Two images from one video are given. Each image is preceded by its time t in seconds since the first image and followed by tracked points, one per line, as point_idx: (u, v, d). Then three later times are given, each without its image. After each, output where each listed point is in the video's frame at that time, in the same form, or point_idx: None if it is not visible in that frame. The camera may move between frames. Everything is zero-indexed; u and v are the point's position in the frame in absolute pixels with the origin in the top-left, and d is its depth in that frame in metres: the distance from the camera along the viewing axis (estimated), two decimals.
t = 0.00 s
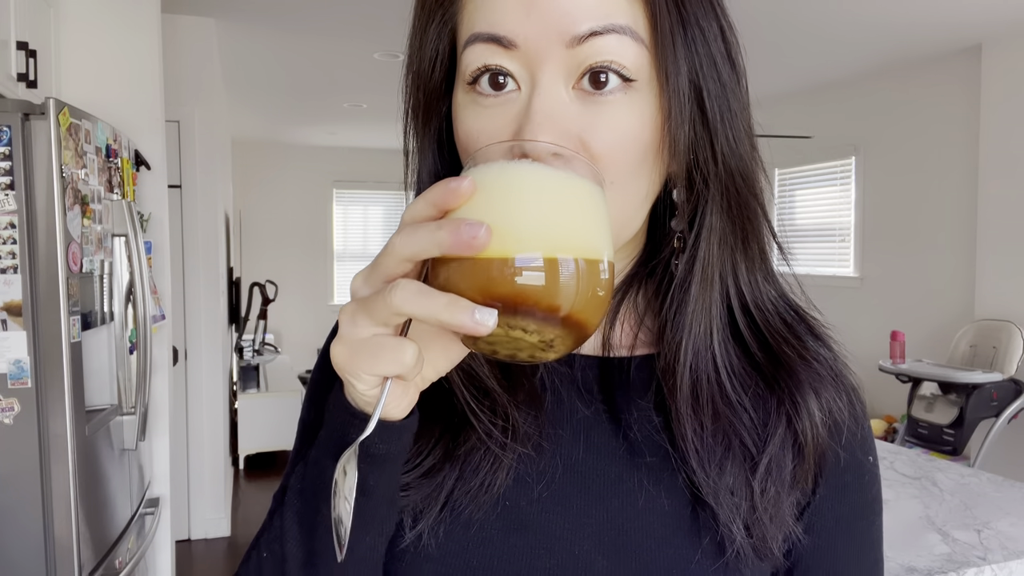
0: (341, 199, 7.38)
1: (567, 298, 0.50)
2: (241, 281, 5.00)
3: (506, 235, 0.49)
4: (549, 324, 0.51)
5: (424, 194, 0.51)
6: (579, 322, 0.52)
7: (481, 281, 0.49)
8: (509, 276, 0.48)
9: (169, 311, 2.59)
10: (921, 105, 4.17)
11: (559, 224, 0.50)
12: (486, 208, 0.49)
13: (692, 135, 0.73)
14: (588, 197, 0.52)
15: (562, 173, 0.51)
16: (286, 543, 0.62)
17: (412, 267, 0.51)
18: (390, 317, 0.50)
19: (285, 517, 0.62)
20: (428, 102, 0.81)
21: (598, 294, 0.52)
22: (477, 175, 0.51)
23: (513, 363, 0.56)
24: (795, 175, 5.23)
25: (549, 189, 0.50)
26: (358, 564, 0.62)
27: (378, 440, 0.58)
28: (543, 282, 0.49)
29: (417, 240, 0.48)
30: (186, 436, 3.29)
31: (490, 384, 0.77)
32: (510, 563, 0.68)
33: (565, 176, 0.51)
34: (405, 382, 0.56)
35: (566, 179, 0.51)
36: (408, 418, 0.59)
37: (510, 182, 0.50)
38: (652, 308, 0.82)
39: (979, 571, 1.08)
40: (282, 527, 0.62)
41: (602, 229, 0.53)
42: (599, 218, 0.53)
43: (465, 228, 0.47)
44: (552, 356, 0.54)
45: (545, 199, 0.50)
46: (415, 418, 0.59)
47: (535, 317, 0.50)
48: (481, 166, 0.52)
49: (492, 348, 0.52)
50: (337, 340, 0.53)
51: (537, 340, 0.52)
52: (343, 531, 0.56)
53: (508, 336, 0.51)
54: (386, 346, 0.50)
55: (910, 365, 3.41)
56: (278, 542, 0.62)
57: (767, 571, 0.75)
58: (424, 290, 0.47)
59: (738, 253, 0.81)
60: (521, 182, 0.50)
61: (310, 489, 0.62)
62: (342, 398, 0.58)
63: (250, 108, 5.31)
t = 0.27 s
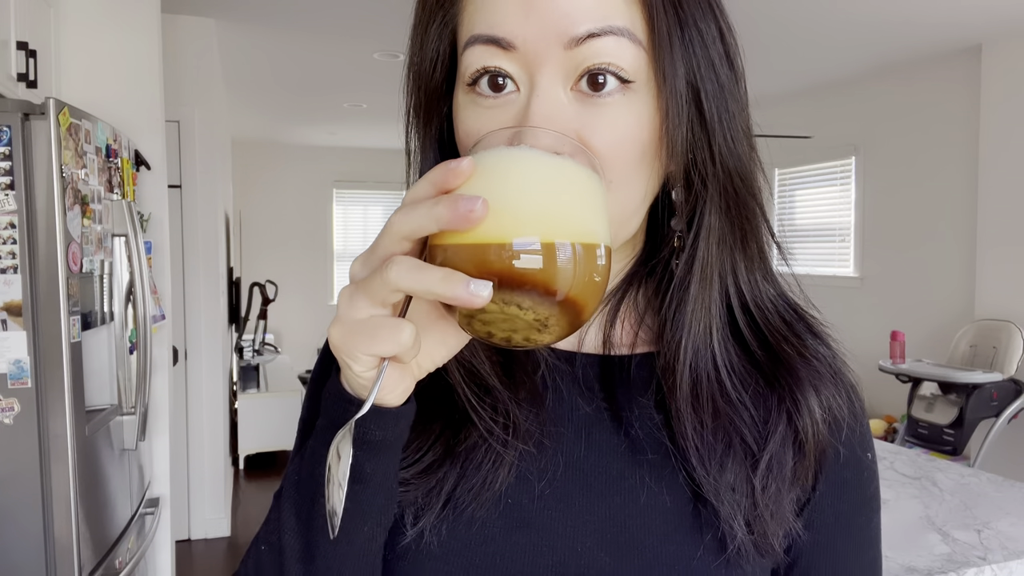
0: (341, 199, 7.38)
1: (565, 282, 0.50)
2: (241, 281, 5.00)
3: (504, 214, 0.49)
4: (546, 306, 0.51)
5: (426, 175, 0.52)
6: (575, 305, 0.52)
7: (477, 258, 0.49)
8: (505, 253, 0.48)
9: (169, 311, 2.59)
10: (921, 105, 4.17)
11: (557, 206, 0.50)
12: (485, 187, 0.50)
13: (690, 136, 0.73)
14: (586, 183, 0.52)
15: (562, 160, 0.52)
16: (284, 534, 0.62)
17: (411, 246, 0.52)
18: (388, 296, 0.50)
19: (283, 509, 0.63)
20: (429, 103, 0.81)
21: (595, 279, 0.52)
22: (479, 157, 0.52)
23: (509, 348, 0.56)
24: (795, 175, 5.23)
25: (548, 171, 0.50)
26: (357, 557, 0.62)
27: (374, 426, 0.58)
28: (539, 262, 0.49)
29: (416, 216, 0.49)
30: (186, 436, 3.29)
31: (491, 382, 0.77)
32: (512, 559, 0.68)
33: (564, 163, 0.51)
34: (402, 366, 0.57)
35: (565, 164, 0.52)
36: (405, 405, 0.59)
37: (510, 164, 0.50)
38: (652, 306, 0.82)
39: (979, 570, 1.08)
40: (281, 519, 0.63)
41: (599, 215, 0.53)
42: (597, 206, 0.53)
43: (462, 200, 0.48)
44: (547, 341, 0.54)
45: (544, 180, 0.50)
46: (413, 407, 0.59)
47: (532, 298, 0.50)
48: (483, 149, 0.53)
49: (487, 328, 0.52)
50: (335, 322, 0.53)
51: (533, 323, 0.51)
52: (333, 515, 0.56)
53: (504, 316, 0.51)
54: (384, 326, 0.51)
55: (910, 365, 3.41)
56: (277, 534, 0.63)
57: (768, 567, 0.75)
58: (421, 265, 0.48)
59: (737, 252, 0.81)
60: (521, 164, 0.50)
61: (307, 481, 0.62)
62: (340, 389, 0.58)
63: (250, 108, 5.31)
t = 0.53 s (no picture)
0: (341, 199, 7.38)
1: (555, 273, 0.50)
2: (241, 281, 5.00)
3: (494, 203, 0.49)
4: (536, 296, 0.51)
5: (418, 165, 0.52)
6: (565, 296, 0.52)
7: (467, 247, 0.49)
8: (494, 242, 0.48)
9: (169, 311, 2.59)
10: (921, 105, 4.17)
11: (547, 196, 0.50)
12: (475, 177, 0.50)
13: (684, 134, 0.73)
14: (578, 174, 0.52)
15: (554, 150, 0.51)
16: (280, 531, 0.62)
17: (402, 237, 0.52)
18: (380, 285, 0.51)
19: (279, 506, 0.63)
20: (425, 103, 0.81)
21: (584, 270, 0.52)
22: (470, 148, 0.52)
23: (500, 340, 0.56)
24: (795, 175, 5.23)
25: (539, 161, 0.50)
26: (352, 553, 0.61)
27: (367, 420, 0.59)
28: (528, 252, 0.49)
29: (406, 204, 0.49)
30: (186, 436, 3.29)
31: (489, 381, 0.77)
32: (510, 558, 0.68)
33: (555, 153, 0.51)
34: (394, 359, 0.57)
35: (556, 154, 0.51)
36: (398, 399, 0.60)
37: (500, 153, 0.50)
38: (650, 304, 0.82)
39: (979, 571, 1.08)
40: (277, 517, 0.63)
41: (590, 207, 0.53)
42: (590, 199, 0.53)
43: (450, 188, 0.48)
44: (537, 333, 0.54)
45: (533, 170, 0.50)
46: (407, 401, 0.60)
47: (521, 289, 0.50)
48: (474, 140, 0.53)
49: (477, 318, 0.52)
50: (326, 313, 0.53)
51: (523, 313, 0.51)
52: (322, 508, 0.56)
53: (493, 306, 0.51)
54: (373, 315, 0.51)
55: (910, 365, 3.41)
56: (273, 531, 0.63)
57: (767, 566, 0.75)
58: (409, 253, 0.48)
59: (734, 251, 0.81)
60: (512, 153, 0.50)
61: (303, 479, 0.62)
62: (335, 385, 0.59)
63: (251, 109, 5.31)
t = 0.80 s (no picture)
0: (341, 199, 7.38)
1: (545, 272, 0.50)
2: (241, 281, 5.00)
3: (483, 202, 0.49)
4: (525, 295, 0.51)
5: (411, 162, 0.52)
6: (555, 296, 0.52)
7: (457, 245, 0.49)
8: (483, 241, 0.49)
9: (169, 311, 2.59)
10: (921, 105, 4.16)
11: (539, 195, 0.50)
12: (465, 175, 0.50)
13: (677, 134, 0.73)
14: (571, 173, 0.52)
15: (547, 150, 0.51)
16: (272, 529, 0.62)
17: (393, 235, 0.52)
18: (370, 282, 0.51)
19: (271, 504, 0.63)
20: (422, 103, 0.81)
21: (574, 269, 0.52)
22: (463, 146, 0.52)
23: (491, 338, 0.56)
24: (795, 175, 5.23)
25: (530, 161, 0.50)
26: (344, 551, 0.62)
27: (358, 418, 0.59)
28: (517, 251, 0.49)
29: (397, 202, 0.49)
30: (186, 436, 3.29)
31: (484, 380, 0.77)
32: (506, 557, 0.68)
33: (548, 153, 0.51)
34: (384, 358, 0.57)
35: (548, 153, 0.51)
36: (390, 397, 0.60)
37: (492, 151, 0.50)
38: (646, 304, 0.82)
39: (978, 571, 1.08)
40: (269, 515, 0.63)
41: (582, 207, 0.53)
42: (582, 198, 0.53)
43: (440, 185, 0.48)
44: (527, 332, 0.54)
45: (523, 170, 0.50)
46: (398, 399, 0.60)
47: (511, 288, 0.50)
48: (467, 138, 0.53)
49: (468, 315, 0.52)
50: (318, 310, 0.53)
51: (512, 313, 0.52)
52: (309, 508, 0.57)
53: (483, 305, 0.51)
54: (364, 312, 0.51)
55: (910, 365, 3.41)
56: (265, 529, 0.63)
57: (764, 565, 0.75)
58: (399, 250, 0.48)
59: (729, 251, 0.81)
60: (503, 152, 0.50)
61: (294, 477, 0.62)
62: (326, 382, 0.59)
63: (251, 109, 5.32)
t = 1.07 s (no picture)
0: (342, 199, 7.38)
1: (541, 271, 0.50)
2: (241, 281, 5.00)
3: (478, 203, 0.49)
4: (522, 294, 0.51)
5: (406, 162, 0.52)
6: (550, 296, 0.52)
7: (452, 245, 0.49)
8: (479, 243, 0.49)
9: (169, 311, 2.59)
10: (921, 105, 4.16)
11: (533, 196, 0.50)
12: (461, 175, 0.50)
13: (675, 135, 0.73)
14: (566, 174, 0.52)
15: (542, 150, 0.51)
16: (268, 529, 0.63)
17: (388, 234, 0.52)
18: (365, 282, 0.51)
19: (268, 502, 0.64)
20: (418, 102, 0.81)
21: (569, 268, 0.52)
22: (458, 145, 0.52)
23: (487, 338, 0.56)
24: (795, 175, 5.23)
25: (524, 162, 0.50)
26: (339, 550, 0.62)
27: (353, 418, 0.58)
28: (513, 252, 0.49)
29: (391, 201, 0.50)
30: (186, 435, 3.29)
31: (482, 379, 0.77)
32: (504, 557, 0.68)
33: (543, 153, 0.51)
34: (380, 357, 0.57)
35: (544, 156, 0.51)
36: (386, 397, 0.59)
37: (487, 153, 0.50)
38: (643, 304, 0.82)
39: (979, 571, 1.08)
40: (265, 515, 0.64)
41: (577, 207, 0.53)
42: (578, 199, 0.53)
43: (436, 186, 0.48)
44: (523, 331, 0.54)
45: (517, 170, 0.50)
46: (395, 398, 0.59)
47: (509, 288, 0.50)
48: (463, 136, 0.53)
49: (465, 314, 0.52)
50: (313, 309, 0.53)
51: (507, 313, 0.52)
52: (303, 507, 0.58)
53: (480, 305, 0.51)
54: (359, 312, 0.51)
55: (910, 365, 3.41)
56: (263, 529, 0.64)
57: (762, 565, 0.75)
58: (394, 250, 0.48)
59: (726, 251, 0.81)
60: (499, 153, 0.50)
61: (291, 477, 0.63)
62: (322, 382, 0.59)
63: (251, 109, 5.32)
